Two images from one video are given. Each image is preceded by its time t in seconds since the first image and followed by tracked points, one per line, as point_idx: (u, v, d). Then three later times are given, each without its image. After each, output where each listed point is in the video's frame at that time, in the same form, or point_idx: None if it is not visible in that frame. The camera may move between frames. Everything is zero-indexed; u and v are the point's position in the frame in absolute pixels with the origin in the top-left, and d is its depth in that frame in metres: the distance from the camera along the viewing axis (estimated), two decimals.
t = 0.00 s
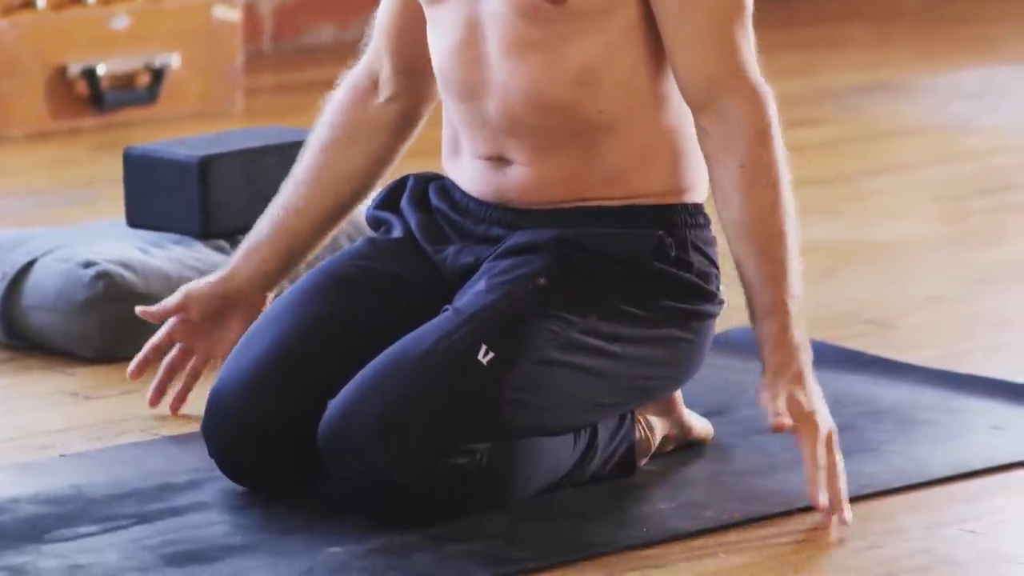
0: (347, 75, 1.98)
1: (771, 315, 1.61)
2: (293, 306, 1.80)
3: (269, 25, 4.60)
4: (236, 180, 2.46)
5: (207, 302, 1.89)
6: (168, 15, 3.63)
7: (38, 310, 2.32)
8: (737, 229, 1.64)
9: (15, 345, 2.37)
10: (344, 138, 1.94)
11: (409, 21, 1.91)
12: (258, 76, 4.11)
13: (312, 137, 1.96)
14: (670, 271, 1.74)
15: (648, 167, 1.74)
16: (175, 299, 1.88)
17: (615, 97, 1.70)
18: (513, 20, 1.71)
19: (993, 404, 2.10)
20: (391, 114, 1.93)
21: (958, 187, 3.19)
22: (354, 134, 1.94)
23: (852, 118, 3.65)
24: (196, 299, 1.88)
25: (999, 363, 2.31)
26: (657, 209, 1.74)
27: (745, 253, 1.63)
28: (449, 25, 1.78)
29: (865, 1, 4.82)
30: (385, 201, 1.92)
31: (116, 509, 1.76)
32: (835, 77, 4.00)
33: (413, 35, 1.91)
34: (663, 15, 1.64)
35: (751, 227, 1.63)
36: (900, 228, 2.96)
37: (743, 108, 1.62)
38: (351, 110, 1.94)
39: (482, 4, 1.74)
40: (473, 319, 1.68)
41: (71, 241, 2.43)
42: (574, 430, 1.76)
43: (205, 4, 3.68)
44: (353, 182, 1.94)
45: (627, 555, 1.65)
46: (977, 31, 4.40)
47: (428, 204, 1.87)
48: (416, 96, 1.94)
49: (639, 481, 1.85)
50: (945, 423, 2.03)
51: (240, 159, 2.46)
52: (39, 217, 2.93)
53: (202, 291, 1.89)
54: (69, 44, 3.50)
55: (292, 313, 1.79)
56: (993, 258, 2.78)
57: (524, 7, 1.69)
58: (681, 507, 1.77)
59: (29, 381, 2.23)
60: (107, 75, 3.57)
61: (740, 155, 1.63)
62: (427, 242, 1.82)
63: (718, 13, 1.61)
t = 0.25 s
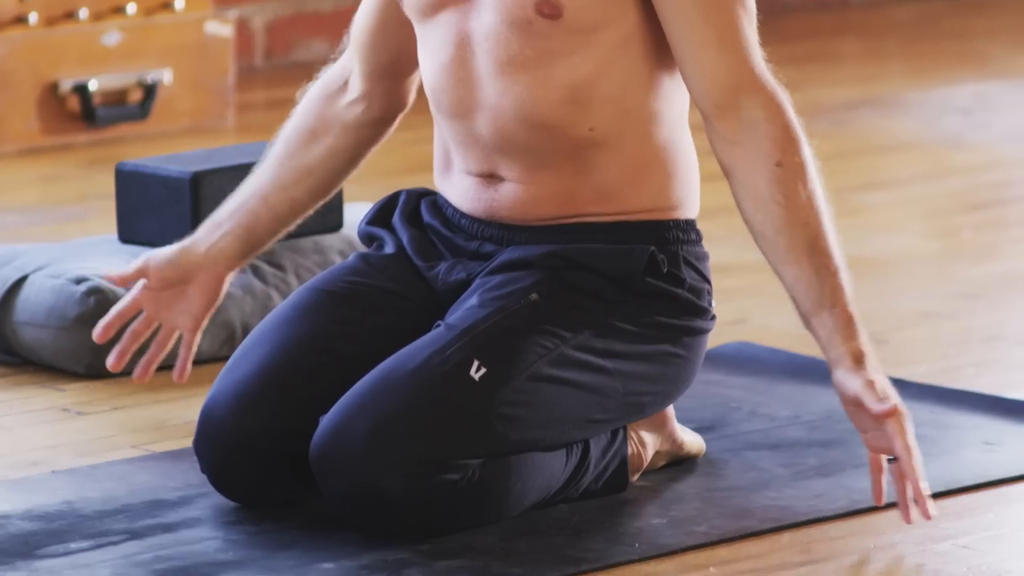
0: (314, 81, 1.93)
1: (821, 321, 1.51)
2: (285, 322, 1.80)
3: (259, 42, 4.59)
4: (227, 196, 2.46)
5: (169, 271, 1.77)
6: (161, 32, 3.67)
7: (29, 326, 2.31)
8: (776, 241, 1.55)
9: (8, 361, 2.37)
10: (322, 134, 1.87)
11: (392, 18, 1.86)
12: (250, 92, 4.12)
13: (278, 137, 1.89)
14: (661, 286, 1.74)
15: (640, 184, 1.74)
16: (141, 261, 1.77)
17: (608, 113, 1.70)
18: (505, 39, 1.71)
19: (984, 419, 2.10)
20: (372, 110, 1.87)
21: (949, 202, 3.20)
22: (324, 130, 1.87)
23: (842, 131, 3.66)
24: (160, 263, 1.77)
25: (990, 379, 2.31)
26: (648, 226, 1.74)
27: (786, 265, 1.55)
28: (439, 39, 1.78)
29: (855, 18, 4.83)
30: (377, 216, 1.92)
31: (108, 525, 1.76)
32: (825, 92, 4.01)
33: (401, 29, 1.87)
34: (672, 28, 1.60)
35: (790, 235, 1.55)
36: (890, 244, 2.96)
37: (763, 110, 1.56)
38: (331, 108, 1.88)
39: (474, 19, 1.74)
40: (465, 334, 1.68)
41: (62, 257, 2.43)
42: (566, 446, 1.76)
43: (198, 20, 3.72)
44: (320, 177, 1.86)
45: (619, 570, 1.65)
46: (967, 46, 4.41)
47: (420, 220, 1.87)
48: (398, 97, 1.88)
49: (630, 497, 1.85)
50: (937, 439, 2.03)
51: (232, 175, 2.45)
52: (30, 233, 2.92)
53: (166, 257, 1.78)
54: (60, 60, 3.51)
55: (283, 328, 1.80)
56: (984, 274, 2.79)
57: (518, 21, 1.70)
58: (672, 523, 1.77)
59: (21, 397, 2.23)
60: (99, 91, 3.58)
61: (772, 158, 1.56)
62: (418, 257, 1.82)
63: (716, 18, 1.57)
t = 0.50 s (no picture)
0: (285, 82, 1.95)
1: (879, 318, 1.49)
2: (276, 361, 1.80)
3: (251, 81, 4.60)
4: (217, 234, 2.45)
5: (127, 232, 1.80)
6: (152, 71, 3.69)
7: (20, 365, 2.31)
8: (819, 250, 1.54)
9: None
10: (283, 132, 1.90)
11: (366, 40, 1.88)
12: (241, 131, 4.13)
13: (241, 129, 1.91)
14: (652, 325, 1.74)
15: (630, 224, 1.75)
16: (96, 220, 1.80)
17: (599, 152, 1.71)
18: (495, 78, 1.71)
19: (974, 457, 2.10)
20: (336, 120, 1.89)
21: (939, 241, 3.20)
22: (285, 132, 1.89)
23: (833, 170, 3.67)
24: (116, 227, 1.80)
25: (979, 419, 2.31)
26: (640, 265, 1.75)
27: (831, 271, 1.53)
28: (428, 78, 1.78)
29: (847, 57, 4.86)
30: (367, 255, 1.92)
31: (99, 564, 1.76)
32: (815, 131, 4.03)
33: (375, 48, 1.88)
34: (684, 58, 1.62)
35: (835, 240, 1.54)
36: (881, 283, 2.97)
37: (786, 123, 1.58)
38: (295, 109, 1.91)
39: (463, 57, 1.75)
40: (456, 373, 1.68)
41: (52, 296, 2.43)
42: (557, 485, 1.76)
43: (189, 59, 3.74)
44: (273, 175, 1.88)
45: None
46: (958, 85, 4.43)
47: (411, 259, 1.87)
48: (363, 109, 1.90)
49: (620, 536, 1.85)
50: (927, 479, 2.04)
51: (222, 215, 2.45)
52: (22, 272, 2.93)
53: (122, 219, 1.80)
54: (50, 99, 3.55)
55: (273, 368, 1.80)
56: (974, 312, 2.79)
57: (509, 58, 1.70)
58: (663, 562, 1.76)
59: (11, 437, 2.23)
60: (90, 130, 3.60)
61: (804, 165, 1.56)
62: (409, 296, 1.82)
63: (726, 34, 1.59)
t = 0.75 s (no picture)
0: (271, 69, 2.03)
1: (936, 303, 1.48)
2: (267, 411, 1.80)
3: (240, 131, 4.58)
4: (207, 286, 2.46)
5: (82, 181, 2.00)
6: (143, 122, 3.71)
7: (11, 416, 2.32)
8: (864, 249, 1.53)
9: None
10: (243, 127, 1.99)
11: (326, 69, 1.94)
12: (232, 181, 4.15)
13: (217, 110, 2.02)
14: (643, 375, 1.75)
15: (620, 275, 1.75)
16: (60, 163, 2.00)
17: (588, 202, 1.72)
18: (485, 129, 1.72)
19: (963, 508, 2.10)
20: (290, 130, 1.98)
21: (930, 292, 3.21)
22: (244, 129, 1.99)
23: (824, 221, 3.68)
24: (76, 177, 2.00)
25: (970, 470, 2.32)
26: (630, 315, 1.75)
27: (880, 267, 1.52)
28: (418, 127, 1.79)
29: (838, 106, 4.89)
30: (358, 304, 1.93)
31: None
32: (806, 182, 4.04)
33: (333, 77, 1.94)
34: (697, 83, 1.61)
35: (879, 235, 1.52)
36: (874, 334, 2.97)
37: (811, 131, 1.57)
38: (258, 108, 1.99)
39: (452, 106, 1.76)
40: (446, 424, 1.68)
41: (42, 348, 2.43)
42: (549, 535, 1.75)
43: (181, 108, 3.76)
44: (227, 166, 1.99)
45: None
46: (948, 135, 4.46)
47: (402, 309, 1.88)
48: (323, 122, 1.98)
49: None
50: (916, 529, 2.04)
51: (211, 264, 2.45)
52: (13, 321, 2.93)
53: (80, 169, 2.00)
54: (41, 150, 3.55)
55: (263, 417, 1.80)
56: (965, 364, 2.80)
57: (500, 104, 1.71)
58: None
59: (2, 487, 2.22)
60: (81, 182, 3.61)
61: (836, 167, 1.55)
62: (400, 347, 1.83)
63: (738, 54, 1.59)
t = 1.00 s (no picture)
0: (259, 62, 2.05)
1: (988, 266, 1.49)
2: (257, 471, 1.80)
3: (233, 191, 4.56)
4: (198, 345, 2.46)
5: (53, 124, 2.09)
6: (134, 184, 3.67)
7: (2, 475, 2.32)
8: (905, 229, 1.53)
9: None
10: (211, 114, 2.02)
11: (299, 89, 1.96)
12: (224, 239, 4.16)
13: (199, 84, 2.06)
14: (635, 435, 1.75)
15: (611, 333, 1.76)
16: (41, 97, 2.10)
17: (578, 261, 1.72)
18: (476, 184, 1.73)
19: (954, 569, 2.10)
20: (252, 133, 2.00)
21: (921, 352, 3.22)
22: (211, 116, 2.02)
23: (815, 280, 3.69)
24: (49, 116, 2.09)
25: (960, 530, 2.31)
26: (621, 375, 1.76)
27: (925, 244, 1.52)
28: (409, 185, 1.80)
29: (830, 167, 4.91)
30: (350, 364, 1.93)
31: None
32: (797, 241, 4.06)
33: (304, 95, 1.96)
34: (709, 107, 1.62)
35: (917, 214, 1.53)
36: (866, 393, 2.98)
37: (832, 131, 1.58)
38: (228, 98, 2.02)
39: (443, 163, 1.76)
40: (436, 483, 1.69)
41: (34, 407, 2.43)
42: None
43: (170, 170, 3.72)
44: (189, 144, 2.03)
45: None
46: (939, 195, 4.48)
47: (393, 369, 1.88)
48: (285, 133, 2.00)
49: None
50: None
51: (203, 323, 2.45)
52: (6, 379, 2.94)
53: (55, 112, 2.09)
54: (32, 211, 3.56)
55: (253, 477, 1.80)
56: (956, 423, 2.80)
57: (493, 157, 1.72)
58: None
59: None
60: (72, 241, 3.63)
61: (865, 159, 1.56)
62: (392, 407, 1.83)
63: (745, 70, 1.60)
